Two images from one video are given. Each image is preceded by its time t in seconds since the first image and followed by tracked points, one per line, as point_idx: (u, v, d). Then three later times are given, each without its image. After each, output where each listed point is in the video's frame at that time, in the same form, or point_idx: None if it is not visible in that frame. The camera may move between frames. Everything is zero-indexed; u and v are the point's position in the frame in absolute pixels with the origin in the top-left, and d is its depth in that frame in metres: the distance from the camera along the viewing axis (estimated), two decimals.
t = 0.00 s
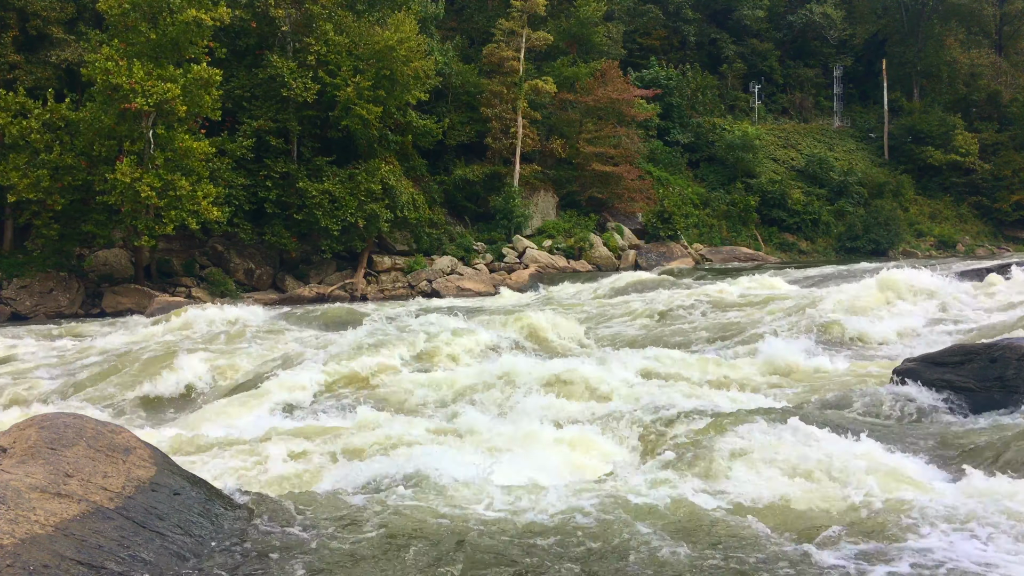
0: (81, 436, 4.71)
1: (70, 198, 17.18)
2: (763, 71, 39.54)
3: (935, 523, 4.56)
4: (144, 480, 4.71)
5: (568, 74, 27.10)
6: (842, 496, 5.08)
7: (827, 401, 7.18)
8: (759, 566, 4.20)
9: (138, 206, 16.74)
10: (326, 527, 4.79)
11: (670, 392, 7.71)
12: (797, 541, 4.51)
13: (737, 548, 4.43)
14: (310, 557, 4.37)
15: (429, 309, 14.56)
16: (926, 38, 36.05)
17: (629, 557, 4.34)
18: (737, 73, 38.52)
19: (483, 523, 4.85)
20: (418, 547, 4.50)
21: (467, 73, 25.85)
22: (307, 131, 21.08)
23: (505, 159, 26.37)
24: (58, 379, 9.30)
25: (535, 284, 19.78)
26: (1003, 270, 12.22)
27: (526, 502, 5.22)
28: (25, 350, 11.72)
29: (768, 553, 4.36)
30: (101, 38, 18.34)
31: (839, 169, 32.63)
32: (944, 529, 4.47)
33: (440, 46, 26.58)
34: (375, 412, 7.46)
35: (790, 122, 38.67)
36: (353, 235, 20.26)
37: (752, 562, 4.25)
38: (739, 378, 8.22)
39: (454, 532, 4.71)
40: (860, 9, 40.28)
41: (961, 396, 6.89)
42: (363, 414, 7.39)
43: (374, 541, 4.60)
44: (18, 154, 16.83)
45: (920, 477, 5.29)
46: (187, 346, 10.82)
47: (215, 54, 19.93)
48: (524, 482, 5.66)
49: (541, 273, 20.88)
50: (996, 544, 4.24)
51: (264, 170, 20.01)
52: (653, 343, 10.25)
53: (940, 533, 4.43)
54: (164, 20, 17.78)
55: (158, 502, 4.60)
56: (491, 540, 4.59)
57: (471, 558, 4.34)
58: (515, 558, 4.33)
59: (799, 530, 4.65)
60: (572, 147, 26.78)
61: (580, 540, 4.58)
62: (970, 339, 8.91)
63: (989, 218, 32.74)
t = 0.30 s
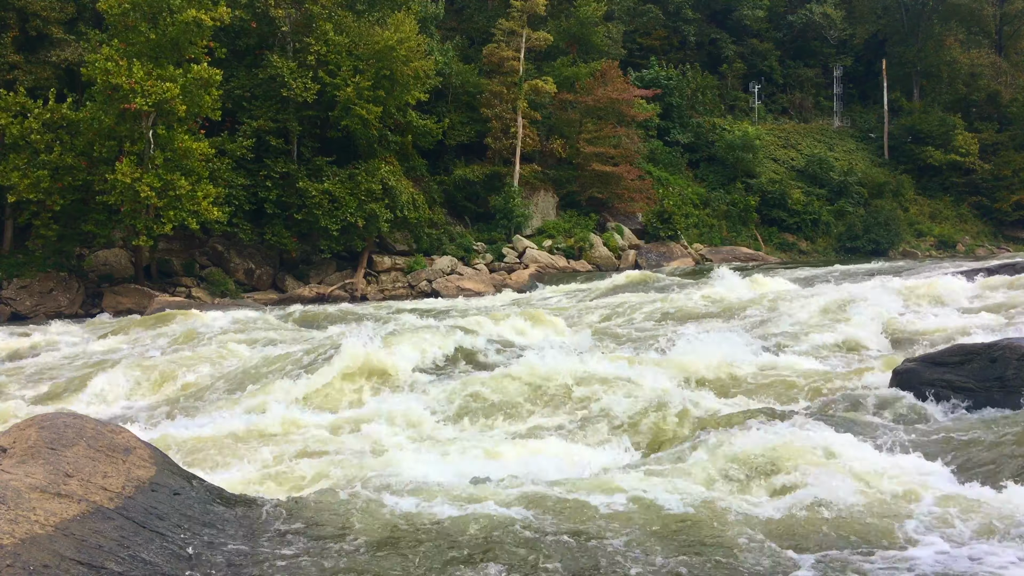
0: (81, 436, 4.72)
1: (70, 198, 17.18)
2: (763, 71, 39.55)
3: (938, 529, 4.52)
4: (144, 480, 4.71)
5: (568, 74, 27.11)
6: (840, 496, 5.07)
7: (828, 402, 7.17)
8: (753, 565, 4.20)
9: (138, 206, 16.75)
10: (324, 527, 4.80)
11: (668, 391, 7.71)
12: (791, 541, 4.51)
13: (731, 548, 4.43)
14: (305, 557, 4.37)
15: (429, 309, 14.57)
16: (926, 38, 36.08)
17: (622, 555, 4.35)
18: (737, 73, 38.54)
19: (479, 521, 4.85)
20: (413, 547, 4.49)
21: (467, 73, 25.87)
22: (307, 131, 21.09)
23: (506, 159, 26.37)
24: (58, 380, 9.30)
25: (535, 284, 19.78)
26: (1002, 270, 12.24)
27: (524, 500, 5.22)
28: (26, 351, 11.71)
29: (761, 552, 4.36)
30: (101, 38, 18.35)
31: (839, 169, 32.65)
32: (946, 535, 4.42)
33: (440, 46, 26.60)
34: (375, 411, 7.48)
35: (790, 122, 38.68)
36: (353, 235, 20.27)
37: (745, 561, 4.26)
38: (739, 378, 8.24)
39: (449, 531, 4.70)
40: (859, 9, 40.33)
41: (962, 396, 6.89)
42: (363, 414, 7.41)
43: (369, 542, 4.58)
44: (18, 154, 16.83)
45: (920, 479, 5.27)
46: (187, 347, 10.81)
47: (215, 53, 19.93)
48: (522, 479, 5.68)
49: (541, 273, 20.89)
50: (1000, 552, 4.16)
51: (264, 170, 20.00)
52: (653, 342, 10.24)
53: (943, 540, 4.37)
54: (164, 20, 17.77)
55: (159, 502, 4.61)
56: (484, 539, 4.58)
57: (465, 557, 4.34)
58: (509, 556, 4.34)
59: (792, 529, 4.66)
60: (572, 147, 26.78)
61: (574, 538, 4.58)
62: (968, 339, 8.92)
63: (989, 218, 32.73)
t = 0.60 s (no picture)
0: (81, 436, 4.71)
1: (70, 198, 17.18)
2: (763, 71, 39.55)
3: (935, 534, 4.50)
4: (144, 480, 4.71)
5: (568, 74, 27.11)
6: (829, 498, 5.09)
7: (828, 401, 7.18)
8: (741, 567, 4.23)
9: (138, 206, 16.75)
10: (321, 528, 4.78)
11: (668, 391, 7.71)
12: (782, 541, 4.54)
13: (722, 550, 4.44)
14: (296, 561, 4.33)
15: (429, 309, 14.56)
16: (926, 38, 36.09)
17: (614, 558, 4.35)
18: (737, 73, 38.53)
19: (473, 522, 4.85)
20: (405, 550, 4.47)
21: (467, 73, 25.86)
22: (307, 131, 21.08)
23: (506, 159, 26.37)
24: (58, 380, 9.29)
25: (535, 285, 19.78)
26: (1002, 270, 12.24)
27: (520, 501, 5.21)
28: (26, 351, 11.70)
29: (752, 554, 4.38)
30: (101, 38, 18.35)
31: (839, 169, 32.66)
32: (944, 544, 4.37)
33: (440, 46, 26.59)
34: (373, 410, 7.51)
35: (790, 122, 38.67)
36: (353, 235, 20.25)
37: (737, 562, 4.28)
38: (740, 378, 8.24)
39: (442, 531, 4.71)
40: (859, 9, 40.36)
41: (962, 396, 6.90)
42: (362, 413, 7.43)
43: (362, 543, 4.56)
44: (18, 154, 16.82)
45: (915, 484, 5.28)
46: (187, 346, 10.80)
47: (215, 54, 19.93)
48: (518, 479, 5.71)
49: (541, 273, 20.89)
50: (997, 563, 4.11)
51: (264, 170, 19.99)
52: (651, 341, 10.25)
53: (938, 547, 4.34)
54: (164, 20, 17.77)
55: (159, 502, 4.60)
56: (473, 541, 4.57)
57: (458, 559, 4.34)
58: (503, 559, 4.34)
59: (787, 531, 4.67)
60: (572, 147, 26.77)
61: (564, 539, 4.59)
62: (969, 339, 8.92)
63: (989, 218, 32.74)
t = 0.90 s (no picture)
0: (81, 436, 4.71)
1: (70, 198, 17.19)
2: (763, 71, 39.54)
3: (927, 535, 4.50)
4: (144, 480, 4.71)
5: (568, 74, 27.11)
6: (823, 499, 5.08)
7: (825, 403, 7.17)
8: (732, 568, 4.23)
9: (138, 206, 16.75)
10: (316, 528, 4.78)
11: (666, 390, 7.71)
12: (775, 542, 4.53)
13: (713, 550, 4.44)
14: (289, 561, 4.33)
15: (430, 309, 14.55)
16: (926, 37, 36.08)
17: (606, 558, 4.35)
18: (737, 73, 38.53)
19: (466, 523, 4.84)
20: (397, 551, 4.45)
21: (467, 73, 25.86)
22: (306, 131, 21.09)
23: (506, 159, 26.37)
24: (58, 380, 9.29)
25: (535, 285, 19.78)
26: (1002, 269, 12.26)
27: (513, 501, 5.22)
28: (27, 351, 11.70)
29: (742, 554, 4.39)
30: (100, 38, 18.36)
31: (839, 169, 32.68)
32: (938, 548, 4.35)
33: (440, 46, 26.60)
34: (371, 410, 7.51)
35: (789, 122, 38.66)
36: (352, 235, 20.25)
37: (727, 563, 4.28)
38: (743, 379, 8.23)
39: (435, 533, 4.70)
40: (859, 9, 40.41)
41: (962, 396, 6.88)
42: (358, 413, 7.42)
43: (354, 544, 4.55)
44: (19, 154, 16.84)
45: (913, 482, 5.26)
46: (188, 346, 10.81)
47: (215, 54, 19.93)
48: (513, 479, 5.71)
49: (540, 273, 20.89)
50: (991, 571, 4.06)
51: (264, 170, 19.98)
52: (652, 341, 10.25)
53: (932, 551, 4.31)
54: (164, 20, 17.78)
55: (158, 502, 4.60)
56: (465, 542, 4.57)
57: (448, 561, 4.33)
58: (493, 561, 4.34)
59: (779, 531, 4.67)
60: (572, 147, 26.78)
61: (554, 540, 4.59)
62: (968, 339, 8.92)
63: (989, 218, 32.73)
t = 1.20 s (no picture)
0: (81, 436, 4.71)
1: (70, 198, 17.19)
2: (763, 71, 39.51)
3: (918, 533, 4.49)
4: (144, 480, 4.70)
5: (568, 74, 27.10)
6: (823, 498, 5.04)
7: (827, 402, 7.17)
8: (724, 568, 4.21)
9: (138, 207, 16.73)
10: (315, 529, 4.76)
11: (667, 391, 7.70)
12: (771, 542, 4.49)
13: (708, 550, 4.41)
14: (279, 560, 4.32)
15: (430, 309, 14.54)
16: (926, 37, 36.07)
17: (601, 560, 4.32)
18: (737, 73, 38.51)
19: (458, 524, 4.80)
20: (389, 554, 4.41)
21: (467, 73, 25.86)
22: (306, 131, 21.09)
23: (506, 159, 26.36)
24: (58, 380, 9.28)
25: (535, 285, 19.76)
26: (1002, 269, 12.26)
27: (504, 503, 5.17)
28: (27, 351, 11.70)
29: (732, 552, 4.38)
30: (100, 38, 18.37)
31: (839, 169, 32.71)
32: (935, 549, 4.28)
33: (440, 46, 26.58)
34: (370, 410, 7.49)
35: (789, 122, 38.65)
36: (352, 235, 20.25)
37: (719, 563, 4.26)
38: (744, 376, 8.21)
39: (429, 535, 4.66)
40: (859, 9, 40.43)
41: (963, 396, 6.86)
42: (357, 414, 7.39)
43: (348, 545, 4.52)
44: (18, 154, 16.84)
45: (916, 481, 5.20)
46: (188, 346, 10.79)
47: (215, 54, 19.93)
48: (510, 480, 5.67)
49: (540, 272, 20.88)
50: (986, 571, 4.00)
51: (264, 170, 19.97)
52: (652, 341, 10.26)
53: (927, 553, 4.25)
54: (164, 20, 17.79)
55: (158, 502, 4.60)
56: (457, 543, 4.54)
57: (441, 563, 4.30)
58: (483, 562, 4.31)
59: (776, 531, 4.63)
60: (572, 147, 26.77)
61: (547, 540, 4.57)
62: (969, 339, 8.91)
63: (989, 218, 32.72)
